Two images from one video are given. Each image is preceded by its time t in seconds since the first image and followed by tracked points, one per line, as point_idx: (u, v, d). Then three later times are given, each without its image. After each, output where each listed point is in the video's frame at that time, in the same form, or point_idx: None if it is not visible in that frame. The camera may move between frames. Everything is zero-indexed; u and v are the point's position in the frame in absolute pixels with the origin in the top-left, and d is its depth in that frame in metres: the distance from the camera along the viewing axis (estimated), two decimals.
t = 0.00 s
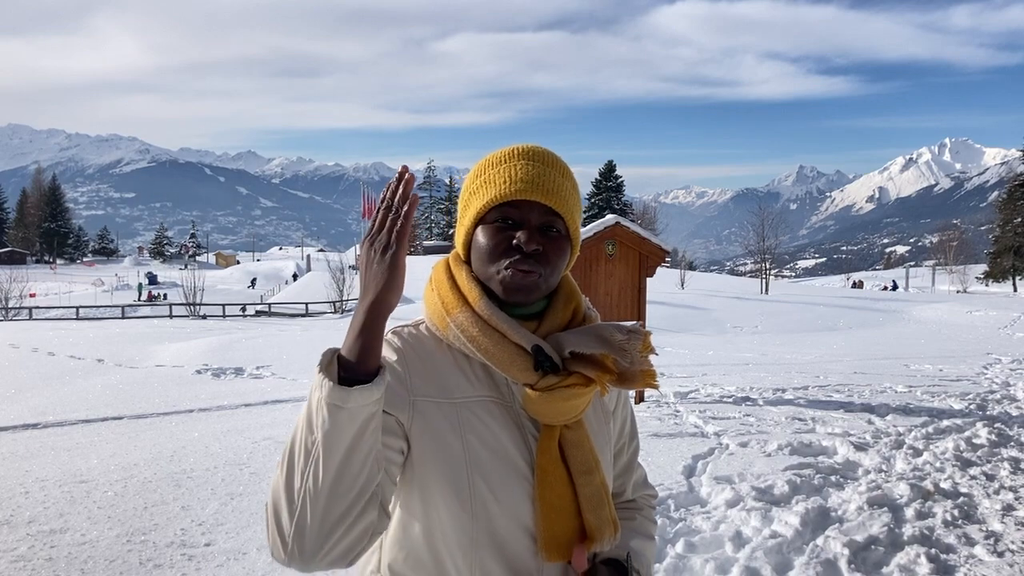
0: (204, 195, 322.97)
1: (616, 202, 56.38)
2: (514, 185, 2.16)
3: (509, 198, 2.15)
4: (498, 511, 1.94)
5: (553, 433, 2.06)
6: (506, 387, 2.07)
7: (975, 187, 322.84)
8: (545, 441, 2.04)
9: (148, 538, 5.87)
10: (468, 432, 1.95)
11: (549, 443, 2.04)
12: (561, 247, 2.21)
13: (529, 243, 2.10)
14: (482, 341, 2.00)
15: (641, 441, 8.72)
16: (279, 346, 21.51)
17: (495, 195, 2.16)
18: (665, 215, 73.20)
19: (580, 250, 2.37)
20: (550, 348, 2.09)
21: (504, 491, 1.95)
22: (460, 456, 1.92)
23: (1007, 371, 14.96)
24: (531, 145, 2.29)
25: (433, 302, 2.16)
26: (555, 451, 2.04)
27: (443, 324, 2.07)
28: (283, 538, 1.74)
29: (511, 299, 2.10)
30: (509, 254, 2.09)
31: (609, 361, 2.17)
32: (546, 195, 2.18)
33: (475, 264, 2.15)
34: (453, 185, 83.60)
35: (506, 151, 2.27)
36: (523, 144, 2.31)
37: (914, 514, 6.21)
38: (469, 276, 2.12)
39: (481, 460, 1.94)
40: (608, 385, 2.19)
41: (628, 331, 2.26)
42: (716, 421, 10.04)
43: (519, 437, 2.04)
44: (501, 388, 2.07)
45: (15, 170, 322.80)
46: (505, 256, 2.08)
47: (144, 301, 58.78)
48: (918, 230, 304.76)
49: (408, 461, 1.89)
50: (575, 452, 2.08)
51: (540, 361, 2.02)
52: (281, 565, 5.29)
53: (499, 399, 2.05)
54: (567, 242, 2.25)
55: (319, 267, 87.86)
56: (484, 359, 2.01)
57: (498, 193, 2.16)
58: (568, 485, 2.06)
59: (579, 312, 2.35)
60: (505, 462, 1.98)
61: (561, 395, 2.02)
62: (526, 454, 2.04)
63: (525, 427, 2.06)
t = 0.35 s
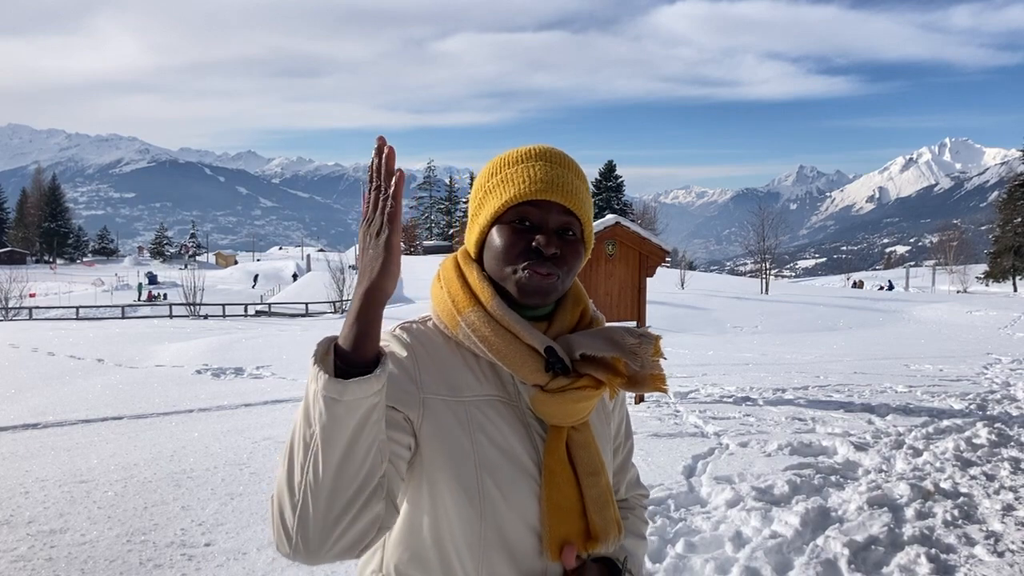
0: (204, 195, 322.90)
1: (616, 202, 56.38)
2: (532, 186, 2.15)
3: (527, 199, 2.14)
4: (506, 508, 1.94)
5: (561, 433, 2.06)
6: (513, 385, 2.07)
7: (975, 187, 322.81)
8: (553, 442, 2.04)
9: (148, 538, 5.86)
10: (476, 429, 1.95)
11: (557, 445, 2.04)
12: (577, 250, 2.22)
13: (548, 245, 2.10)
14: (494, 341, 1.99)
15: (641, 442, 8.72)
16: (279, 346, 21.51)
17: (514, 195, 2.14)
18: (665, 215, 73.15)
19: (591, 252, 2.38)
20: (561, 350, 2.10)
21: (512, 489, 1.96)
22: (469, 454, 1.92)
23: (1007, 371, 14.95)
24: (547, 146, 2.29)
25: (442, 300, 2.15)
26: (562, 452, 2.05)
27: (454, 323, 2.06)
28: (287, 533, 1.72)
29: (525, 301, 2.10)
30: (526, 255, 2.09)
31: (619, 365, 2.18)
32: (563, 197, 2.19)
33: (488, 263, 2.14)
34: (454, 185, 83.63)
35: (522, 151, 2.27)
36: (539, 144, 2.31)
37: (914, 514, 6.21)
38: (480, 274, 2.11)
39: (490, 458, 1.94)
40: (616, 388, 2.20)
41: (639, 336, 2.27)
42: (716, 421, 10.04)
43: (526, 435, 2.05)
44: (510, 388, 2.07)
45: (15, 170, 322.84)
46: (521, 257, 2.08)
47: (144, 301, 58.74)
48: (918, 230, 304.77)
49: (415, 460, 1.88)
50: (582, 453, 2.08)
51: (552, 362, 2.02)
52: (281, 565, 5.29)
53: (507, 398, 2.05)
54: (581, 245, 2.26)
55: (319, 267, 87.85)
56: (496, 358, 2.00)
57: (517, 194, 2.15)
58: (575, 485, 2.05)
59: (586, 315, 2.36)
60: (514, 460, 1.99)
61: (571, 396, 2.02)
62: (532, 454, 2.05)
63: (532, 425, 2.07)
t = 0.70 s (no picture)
0: (204, 195, 322.87)
1: (616, 202, 56.40)
2: (533, 194, 2.15)
3: (528, 207, 2.14)
4: (504, 516, 1.94)
5: (559, 440, 2.06)
6: (512, 390, 2.07)
7: (975, 187, 322.82)
8: (551, 448, 2.04)
9: (148, 538, 5.87)
10: (474, 436, 1.95)
11: (555, 451, 2.04)
12: (578, 258, 2.22)
13: (548, 256, 2.10)
14: (493, 348, 2.00)
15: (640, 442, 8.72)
16: (279, 347, 21.50)
17: (514, 203, 2.14)
18: (665, 215, 73.14)
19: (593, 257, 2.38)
20: (560, 356, 2.10)
21: (509, 496, 1.96)
22: (468, 460, 1.92)
23: (1006, 371, 14.96)
24: (549, 151, 2.28)
25: (441, 303, 2.16)
26: (560, 459, 2.04)
27: (453, 328, 2.06)
28: (285, 548, 1.73)
29: (524, 309, 2.10)
30: (524, 265, 2.09)
31: (618, 372, 2.17)
32: (563, 207, 2.18)
33: (487, 269, 2.15)
34: (454, 185, 83.60)
35: (523, 156, 2.25)
36: (540, 149, 2.30)
37: (914, 514, 6.21)
38: (480, 280, 2.11)
39: (488, 464, 1.94)
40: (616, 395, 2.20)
41: (639, 343, 2.26)
42: (716, 421, 10.04)
43: (524, 439, 2.05)
44: (509, 393, 2.07)
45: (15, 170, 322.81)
46: (521, 267, 2.08)
47: (144, 301, 58.73)
48: (918, 230, 304.81)
49: (413, 468, 1.88)
50: (581, 460, 2.08)
51: (550, 370, 2.03)
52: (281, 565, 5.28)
53: (506, 403, 2.06)
54: (582, 252, 2.26)
55: (319, 268, 87.88)
56: (494, 365, 2.01)
57: (517, 203, 2.14)
58: (573, 490, 2.05)
59: (586, 320, 2.36)
60: (511, 467, 1.99)
61: (569, 404, 2.02)
62: (531, 460, 2.05)
63: (531, 430, 2.06)
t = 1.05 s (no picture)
0: (204, 195, 322.82)
1: (616, 202, 56.39)
2: (522, 191, 2.15)
3: (517, 204, 2.14)
4: (495, 511, 1.93)
5: (552, 432, 2.05)
6: (507, 384, 2.07)
7: (975, 187, 322.77)
8: (545, 440, 2.03)
9: (148, 538, 5.86)
10: (466, 429, 1.95)
11: (548, 444, 2.03)
12: (569, 254, 2.22)
13: (537, 250, 2.10)
14: (484, 342, 2.00)
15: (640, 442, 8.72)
16: (279, 346, 21.50)
17: (504, 200, 2.15)
18: (665, 215, 73.10)
19: (586, 253, 2.37)
20: (551, 349, 2.09)
21: (501, 489, 1.95)
22: (459, 453, 1.92)
23: (1006, 371, 14.95)
24: (540, 149, 2.29)
25: (436, 298, 2.17)
26: (554, 450, 2.03)
27: (446, 323, 2.08)
28: (268, 538, 1.75)
29: (515, 304, 2.10)
30: (515, 259, 2.10)
31: (609, 363, 2.16)
32: (553, 202, 2.18)
33: (480, 265, 2.15)
34: (453, 185, 83.58)
35: (515, 154, 2.26)
36: (533, 148, 2.30)
37: (915, 515, 6.20)
38: (473, 276, 2.12)
39: (480, 458, 1.94)
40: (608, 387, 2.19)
41: (630, 334, 2.25)
42: (716, 421, 10.03)
43: (519, 433, 2.04)
44: (502, 386, 2.07)
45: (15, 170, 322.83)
46: (511, 263, 2.09)
47: (144, 301, 58.70)
48: (918, 229, 304.77)
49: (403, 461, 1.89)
50: (574, 452, 2.07)
51: (542, 362, 2.02)
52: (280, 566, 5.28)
53: (500, 396, 2.06)
54: (574, 248, 2.26)
55: (319, 268, 87.90)
56: (486, 359, 2.01)
57: (507, 199, 2.15)
58: (566, 483, 2.04)
59: (581, 314, 2.36)
60: (503, 460, 1.98)
61: (562, 396, 2.00)
62: (524, 453, 2.04)
63: (526, 424, 2.06)
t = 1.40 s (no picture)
0: (204, 195, 322.82)
1: (616, 202, 56.42)
2: (518, 184, 2.16)
3: (513, 197, 2.15)
4: (491, 507, 1.93)
5: (550, 426, 2.04)
6: (505, 380, 2.08)
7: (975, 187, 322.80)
8: (542, 435, 2.03)
9: (148, 538, 5.87)
10: (462, 425, 1.95)
11: (545, 438, 2.02)
12: (565, 246, 2.21)
13: (532, 240, 2.10)
14: (482, 335, 2.01)
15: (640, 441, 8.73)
16: (279, 346, 21.50)
17: (501, 193, 2.16)
18: (665, 215, 73.14)
19: (583, 249, 2.37)
20: (548, 343, 2.09)
21: (498, 486, 1.94)
22: (455, 448, 1.92)
23: (1007, 371, 14.94)
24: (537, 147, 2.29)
25: (436, 295, 2.18)
26: (550, 444, 2.02)
27: (445, 319, 2.09)
28: (253, 524, 1.77)
29: (513, 298, 2.11)
30: (511, 251, 2.10)
31: (605, 357, 2.16)
32: (548, 195, 2.18)
33: (478, 260, 2.16)
34: (453, 185, 83.61)
35: (512, 152, 2.27)
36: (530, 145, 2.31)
37: (914, 514, 6.21)
38: (471, 271, 2.13)
39: (476, 454, 1.94)
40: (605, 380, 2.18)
41: (626, 327, 2.25)
42: (716, 421, 10.04)
43: (517, 430, 2.04)
44: (500, 381, 2.08)
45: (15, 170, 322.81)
46: (507, 257, 2.09)
47: (144, 301, 58.68)
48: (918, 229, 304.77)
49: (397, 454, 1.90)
50: (571, 447, 2.05)
51: (538, 355, 2.02)
52: (280, 566, 5.27)
53: (497, 392, 2.06)
54: (570, 240, 2.25)
55: (319, 268, 87.91)
56: (484, 354, 2.01)
57: (504, 192, 2.16)
58: (562, 478, 2.02)
59: (579, 310, 2.35)
60: (499, 455, 1.98)
61: (557, 388, 1.99)
62: (521, 450, 2.03)
63: (523, 420, 2.06)
